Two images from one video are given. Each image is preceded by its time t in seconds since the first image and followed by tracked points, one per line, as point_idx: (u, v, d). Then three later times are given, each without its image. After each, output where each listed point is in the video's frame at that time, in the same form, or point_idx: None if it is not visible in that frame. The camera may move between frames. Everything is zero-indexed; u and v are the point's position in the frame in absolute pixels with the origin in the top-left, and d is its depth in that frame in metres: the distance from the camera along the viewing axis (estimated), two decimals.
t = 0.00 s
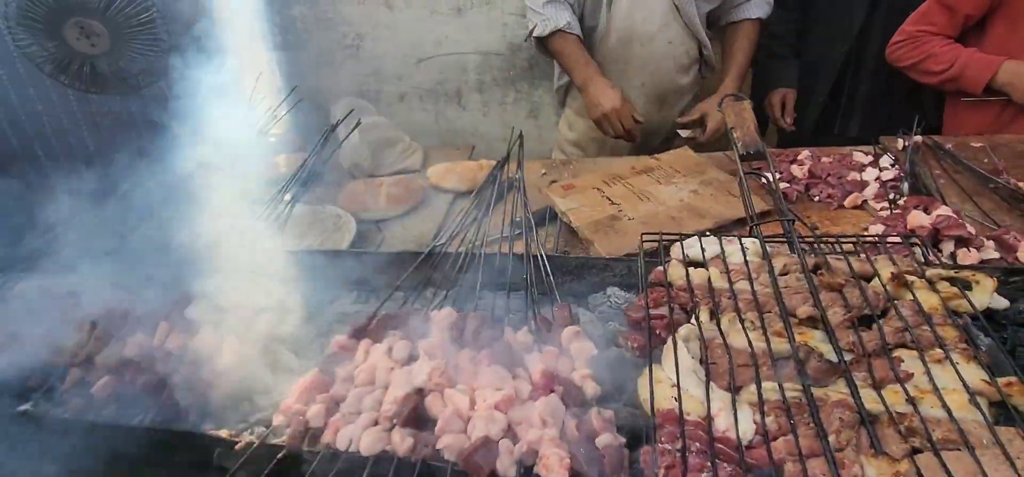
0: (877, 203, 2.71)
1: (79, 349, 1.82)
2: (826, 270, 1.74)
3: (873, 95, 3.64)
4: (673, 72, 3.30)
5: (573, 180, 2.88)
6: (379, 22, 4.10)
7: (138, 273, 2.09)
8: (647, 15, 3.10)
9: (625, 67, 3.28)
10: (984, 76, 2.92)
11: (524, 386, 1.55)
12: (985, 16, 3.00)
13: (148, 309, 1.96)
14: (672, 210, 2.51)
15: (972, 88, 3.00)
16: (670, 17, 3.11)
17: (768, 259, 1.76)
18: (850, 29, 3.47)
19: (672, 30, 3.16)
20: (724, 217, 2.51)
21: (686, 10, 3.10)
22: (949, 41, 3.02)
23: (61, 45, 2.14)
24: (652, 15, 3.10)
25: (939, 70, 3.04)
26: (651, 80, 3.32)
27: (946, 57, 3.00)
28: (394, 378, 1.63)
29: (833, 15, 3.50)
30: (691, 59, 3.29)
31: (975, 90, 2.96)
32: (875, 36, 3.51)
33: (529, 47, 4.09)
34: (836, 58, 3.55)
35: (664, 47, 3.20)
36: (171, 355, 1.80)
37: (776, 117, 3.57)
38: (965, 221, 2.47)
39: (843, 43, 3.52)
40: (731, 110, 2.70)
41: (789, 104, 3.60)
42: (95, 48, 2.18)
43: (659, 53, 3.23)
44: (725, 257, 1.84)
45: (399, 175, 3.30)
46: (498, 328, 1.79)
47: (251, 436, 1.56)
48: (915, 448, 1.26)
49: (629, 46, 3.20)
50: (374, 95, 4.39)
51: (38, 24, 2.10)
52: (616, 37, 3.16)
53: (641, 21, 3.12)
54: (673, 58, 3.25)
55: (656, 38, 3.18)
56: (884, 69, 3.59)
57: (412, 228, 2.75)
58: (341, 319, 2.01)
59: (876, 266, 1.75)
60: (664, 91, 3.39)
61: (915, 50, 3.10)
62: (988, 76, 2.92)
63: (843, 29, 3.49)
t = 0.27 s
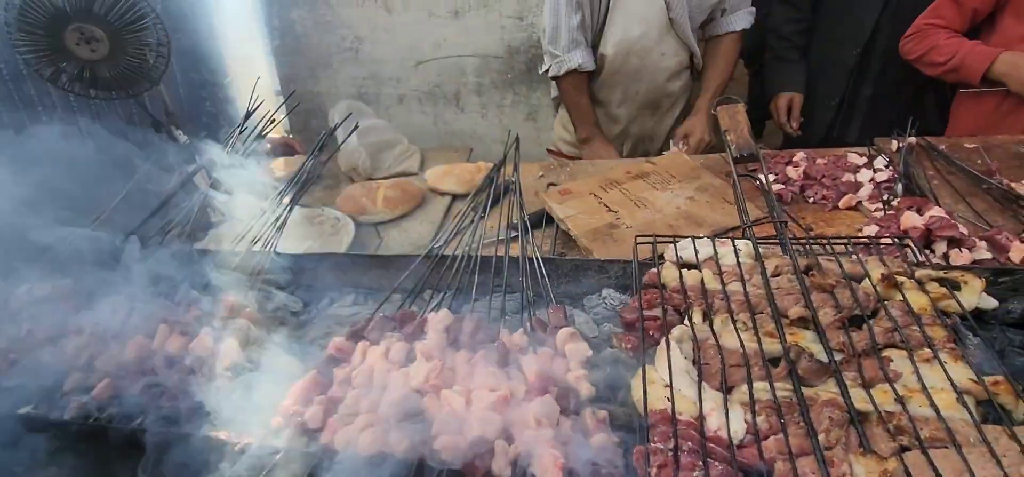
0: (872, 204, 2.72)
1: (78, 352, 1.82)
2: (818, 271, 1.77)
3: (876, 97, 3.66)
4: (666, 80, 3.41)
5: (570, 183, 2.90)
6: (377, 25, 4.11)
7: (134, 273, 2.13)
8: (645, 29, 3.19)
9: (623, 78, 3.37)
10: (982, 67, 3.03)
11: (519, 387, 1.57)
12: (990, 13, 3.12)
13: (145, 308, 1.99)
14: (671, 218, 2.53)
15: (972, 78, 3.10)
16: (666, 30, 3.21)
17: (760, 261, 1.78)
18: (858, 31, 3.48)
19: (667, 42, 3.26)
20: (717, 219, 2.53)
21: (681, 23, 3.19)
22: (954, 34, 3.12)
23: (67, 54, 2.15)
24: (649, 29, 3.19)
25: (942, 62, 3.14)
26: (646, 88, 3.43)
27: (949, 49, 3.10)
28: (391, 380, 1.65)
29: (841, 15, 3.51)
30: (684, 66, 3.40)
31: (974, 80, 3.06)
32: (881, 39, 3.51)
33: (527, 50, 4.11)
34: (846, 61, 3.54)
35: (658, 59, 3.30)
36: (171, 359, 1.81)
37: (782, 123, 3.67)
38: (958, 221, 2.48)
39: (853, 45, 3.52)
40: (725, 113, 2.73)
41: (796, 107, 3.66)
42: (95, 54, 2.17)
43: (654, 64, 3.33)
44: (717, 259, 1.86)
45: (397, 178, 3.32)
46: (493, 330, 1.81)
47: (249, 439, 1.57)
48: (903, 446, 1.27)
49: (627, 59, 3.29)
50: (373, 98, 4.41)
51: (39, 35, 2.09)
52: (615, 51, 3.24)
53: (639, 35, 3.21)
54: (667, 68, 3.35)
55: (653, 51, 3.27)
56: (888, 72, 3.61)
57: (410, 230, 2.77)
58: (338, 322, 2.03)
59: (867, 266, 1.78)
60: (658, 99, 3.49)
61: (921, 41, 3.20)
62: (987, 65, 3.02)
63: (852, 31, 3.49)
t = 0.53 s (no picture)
0: (869, 203, 2.72)
1: (77, 353, 1.83)
2: (814, 269, 1.78)
3: (872, 101, 3.71)
4: (671, 65, 3.41)
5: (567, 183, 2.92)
6: (376, 27, 4.12)
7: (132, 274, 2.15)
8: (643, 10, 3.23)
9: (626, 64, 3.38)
10: (1000, 70, 3.10)
11: (516, 386, 1.57)
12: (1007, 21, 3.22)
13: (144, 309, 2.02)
14: (669, 220, 2.53)
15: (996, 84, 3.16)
16: (666, 9, 3.25)
17: (756, 259, 1.79)
18: (860, 34, 3.50)
19: (668, 22, 3.28)
20: (714, 218, 2.53)
21: None
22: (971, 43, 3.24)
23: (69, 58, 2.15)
24: (647, 10, 3.24)
25: (962, 71, 3.23)
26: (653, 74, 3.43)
27: (966, 57, 3.21)
28: (388, 379, 1.65)
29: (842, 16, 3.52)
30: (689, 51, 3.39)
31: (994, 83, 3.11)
32: (881, 43, 3.52)
33: (525, 51, 4.11)
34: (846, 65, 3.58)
35: (659, 41, 3.32)
36: (169, 360, 1.81)
37: (788, 127, 3.66)
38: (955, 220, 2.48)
39: (853, 50, 3.56)
40: (721, 113, 2.73)
41: (801, 112, 3.65)
42: (93, 56, 2.18)
43: (656, 49, 3.35)
44: (714, 258, 1.87)
45: (395, 179, 3.32)
46: (491, 329, 1.81)
47: (246, 436, 1.56)
48: (899, 443, 1.27)
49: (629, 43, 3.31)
50: (371, 100, 4.42)
51: (37, 38, 2.08)
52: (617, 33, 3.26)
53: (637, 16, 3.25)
54: (670, 53, 3.37)
55: (653, 33, 3.30)
56: (883, 77, 3.64)
57: (408, 231, 2.78)
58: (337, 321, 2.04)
59: (863, 265, 1.78)
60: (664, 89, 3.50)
61: (941, 54, 3.32)
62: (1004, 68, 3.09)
63: (854, 35, 3.52)
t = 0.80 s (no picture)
0: (866, 204, 2.73)
1: (80, 356, 1.85)
2: (810, 271, 1.80)
3: (856, 105, 3.71)
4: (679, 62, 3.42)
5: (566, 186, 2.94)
6: (376, 30, 4.14)
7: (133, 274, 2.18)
8: (644, 8, 3.27)
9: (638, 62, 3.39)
10: (1002, 73, 3.11)
11: (516, 388, 1.59)
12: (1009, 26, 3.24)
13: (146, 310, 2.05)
14: (668, 222, 2.55)
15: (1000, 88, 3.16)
16: (666, 7, 3.27)
17: (753, 261, 1.81)
18: (841, 38, 3.54)
19: (670, 18, 3.30)
20: (712, 221, 2.55)
21: None
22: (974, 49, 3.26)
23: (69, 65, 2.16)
24: (647, 7, 3.27)
25: (965, 75, 3.25)
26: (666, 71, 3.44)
27: (970, 62, 3.22)
28: (389, 381, 1.67)
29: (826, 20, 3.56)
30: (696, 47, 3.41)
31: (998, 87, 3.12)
32: (866, 47, 3.54)
33: (524, 54, 4.13)
34: (829, 70, 3.62)
35: (664, 39, 3.35)
36: (171, 363, 1.83)
37: (778, 133, 3.65)
38: (951, 221, 2.50)
39: (834, 56, 3.60)
40: (719, 115, 2.75)
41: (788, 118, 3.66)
42: (93, 61, 2.18)
43: (661, 46, 3.37)
44: (712, 260, 1.89)
45: (395, 182, 3.34)
46: (491, 331, 1.82)
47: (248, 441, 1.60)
48: (894, 443, 1.29)
49: (638, 42, 3.34)
50: (371, 103, 4.44)
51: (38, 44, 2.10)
52: (626, 30, 3.28)
53: (639, 14, 3.29)
54: (675, 50, 3.39)
55: (657, 31, 3.33)
56: (866, 80, 3.65)
57: (408, 234, 2.79)
58: (339, 324, 2.06)
59: (859, 266, 1.80)
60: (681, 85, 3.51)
61: (944, 60, 3.34)
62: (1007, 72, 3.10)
63: (835, 41, 3.56)
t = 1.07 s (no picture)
0: (865, 206, 2.75)
1: (84, 361, 1.85)
2: (811, 274, 1.81)
3: (842, 107, 3.73)
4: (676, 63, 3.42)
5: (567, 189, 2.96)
6: (376, 34, 4.16)
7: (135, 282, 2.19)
8: (642, 8, 3.31)
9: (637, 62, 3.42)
10: (996, 77, 3.13)
11: (520, 391, 1.60)
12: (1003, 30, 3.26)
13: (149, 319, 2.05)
14: (668, 224, 2.56)
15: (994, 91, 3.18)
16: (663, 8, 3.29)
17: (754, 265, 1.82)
18: (823, 43, 3.53)
19: (666, 20, 3.32)
20: (711, 223, 2.57)
21: None
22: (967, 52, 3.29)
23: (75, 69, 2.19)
24: (644, 8, 3.31)
25: (958, 79, 3.28)
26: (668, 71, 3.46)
27: (963, 65, 3.25)
28: (395, 385, 1.68)
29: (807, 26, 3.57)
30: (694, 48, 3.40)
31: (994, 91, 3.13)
32: (851, 50, 3.56)
33: (524, 57, 4.16)
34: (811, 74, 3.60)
35: (659, 39, 3.36)
36: (176, 367, 1.82)
37: (772, 131, 3.48)
38: (949, 223, 2.52)
39: (817, 59, 3.59)
40: (718, 119, 2.77)
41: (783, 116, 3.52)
42: (99, 66, 2.20)
43: (658, 47, 3.38)
44: (713, 263, 1.90)
45: (396, 186, 3.36)
46: (494, 334, 1.84)
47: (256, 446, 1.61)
48: (895, 444, 1.31)
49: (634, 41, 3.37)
50: (372, 107, 4.46)
51: (44, 49, 2.13)
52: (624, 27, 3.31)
53: (636, 14, 3.32)
54: (671, 52, 3.39)
55: (652, 32, 3.35)
56: (851, 83, 3.66)
57: (410, 237, 2.81)
58: (343, 328, 2.07)
59: (858, 269, 1.82)
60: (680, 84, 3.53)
61: (938, 63, 3.38)
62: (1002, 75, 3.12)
63: (817, 45, 3.56)
